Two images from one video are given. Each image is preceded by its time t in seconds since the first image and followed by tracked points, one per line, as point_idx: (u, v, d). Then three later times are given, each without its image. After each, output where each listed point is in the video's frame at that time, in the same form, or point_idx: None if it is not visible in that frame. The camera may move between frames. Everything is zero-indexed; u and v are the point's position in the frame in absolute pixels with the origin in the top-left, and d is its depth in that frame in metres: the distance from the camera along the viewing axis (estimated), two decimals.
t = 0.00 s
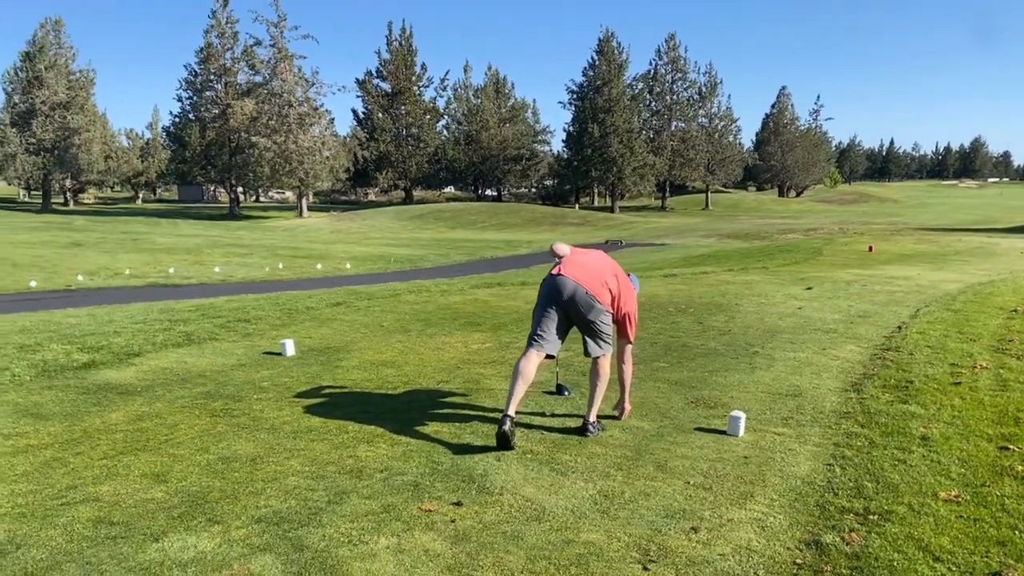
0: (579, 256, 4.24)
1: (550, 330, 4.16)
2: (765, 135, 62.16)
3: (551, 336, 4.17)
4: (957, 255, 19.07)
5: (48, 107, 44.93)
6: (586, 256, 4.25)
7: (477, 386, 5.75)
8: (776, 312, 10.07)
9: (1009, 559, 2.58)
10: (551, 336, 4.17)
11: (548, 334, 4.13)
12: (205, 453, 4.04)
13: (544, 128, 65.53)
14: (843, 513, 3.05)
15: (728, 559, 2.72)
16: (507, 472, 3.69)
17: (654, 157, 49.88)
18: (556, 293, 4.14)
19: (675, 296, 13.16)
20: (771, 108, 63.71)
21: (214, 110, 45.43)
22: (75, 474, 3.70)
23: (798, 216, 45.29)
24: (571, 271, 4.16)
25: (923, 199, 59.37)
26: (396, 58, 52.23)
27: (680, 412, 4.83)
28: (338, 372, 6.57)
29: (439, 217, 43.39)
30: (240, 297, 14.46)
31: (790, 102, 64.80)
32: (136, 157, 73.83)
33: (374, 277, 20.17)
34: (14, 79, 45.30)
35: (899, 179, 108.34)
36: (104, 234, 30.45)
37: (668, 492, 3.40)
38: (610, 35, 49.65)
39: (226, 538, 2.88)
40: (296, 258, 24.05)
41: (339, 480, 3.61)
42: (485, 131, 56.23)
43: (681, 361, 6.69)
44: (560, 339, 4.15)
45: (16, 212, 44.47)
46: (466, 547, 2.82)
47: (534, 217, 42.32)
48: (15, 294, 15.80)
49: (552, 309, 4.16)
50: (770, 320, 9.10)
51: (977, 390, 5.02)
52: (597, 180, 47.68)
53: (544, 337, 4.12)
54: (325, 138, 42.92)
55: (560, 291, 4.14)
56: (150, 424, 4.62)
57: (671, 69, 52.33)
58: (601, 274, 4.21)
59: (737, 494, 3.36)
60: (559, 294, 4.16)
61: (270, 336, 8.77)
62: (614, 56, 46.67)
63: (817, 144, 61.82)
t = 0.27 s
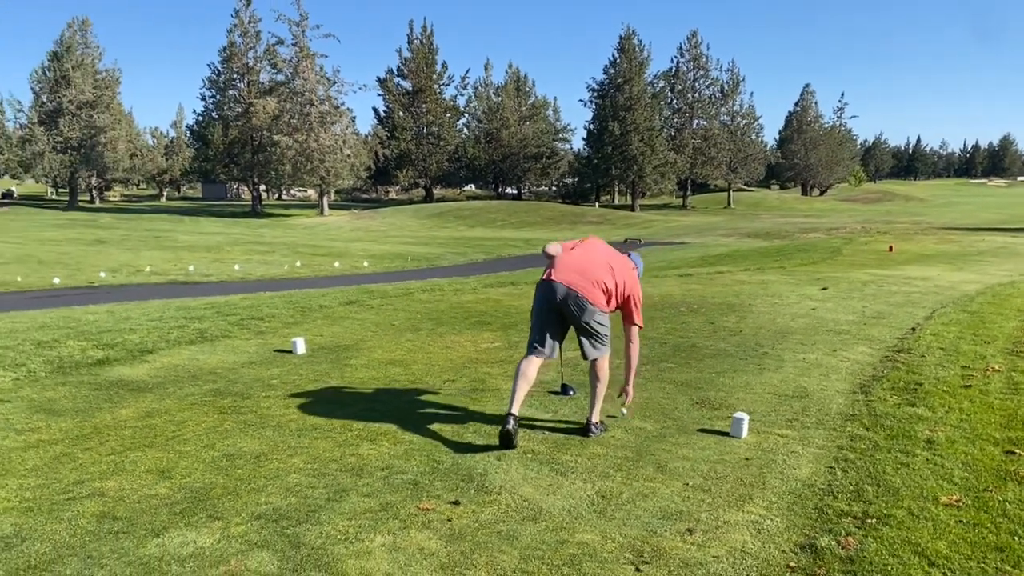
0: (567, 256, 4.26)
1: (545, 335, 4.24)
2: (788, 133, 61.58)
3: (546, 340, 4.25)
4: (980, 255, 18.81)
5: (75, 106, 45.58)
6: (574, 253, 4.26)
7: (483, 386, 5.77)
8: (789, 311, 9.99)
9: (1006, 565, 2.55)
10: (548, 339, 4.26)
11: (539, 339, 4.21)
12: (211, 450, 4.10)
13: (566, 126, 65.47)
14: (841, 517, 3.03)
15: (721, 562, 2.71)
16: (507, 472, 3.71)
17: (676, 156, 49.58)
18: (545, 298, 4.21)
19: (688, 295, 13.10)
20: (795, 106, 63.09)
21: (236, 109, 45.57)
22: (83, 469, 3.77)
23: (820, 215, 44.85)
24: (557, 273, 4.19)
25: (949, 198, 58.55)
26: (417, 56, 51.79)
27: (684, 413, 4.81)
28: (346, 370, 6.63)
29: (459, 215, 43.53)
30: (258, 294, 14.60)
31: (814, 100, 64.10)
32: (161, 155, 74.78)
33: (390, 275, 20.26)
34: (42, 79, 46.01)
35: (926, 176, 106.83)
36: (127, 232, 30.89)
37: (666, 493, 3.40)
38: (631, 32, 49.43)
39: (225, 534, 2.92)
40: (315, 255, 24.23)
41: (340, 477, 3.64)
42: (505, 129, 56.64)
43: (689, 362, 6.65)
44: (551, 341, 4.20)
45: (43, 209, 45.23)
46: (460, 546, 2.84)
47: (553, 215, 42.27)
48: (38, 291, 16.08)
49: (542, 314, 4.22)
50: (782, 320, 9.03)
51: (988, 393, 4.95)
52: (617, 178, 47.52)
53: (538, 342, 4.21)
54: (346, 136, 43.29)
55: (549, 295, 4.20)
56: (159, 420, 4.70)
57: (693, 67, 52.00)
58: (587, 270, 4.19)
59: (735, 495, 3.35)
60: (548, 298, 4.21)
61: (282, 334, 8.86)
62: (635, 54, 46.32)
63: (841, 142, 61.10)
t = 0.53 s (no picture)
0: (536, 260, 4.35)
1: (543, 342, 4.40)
2: (810, 130, 60.98)
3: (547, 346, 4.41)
4: (1002, 255, 18.52)
5: (99, 104, 46.21)
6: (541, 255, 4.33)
7: (487, 382, 5.78)
8: (801, 310, 9.88)
9: (1004, 570, 2.51)
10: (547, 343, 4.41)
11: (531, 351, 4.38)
12: (213, 444, 4.13)
13: (585, 124, 65.45)
14: (839, 517, 3.00)
15: (713, 560, 2.69)
16: (505, 468, 3.71)
17: (696, 153, 49.28)
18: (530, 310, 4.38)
19: (701, 294, 12.99)
20: (817, 103, 62.47)
21: (257, 107, 45.26)
22: (87, 461, 3.83)
23: (842, 213, 44.35)
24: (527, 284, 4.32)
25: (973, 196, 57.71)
26: (436, 53, 52.45)
27: (687, 411, 4.78)
28: (352, 365, 6.66)
29: (476, 213, 43.57)
30: (273, 291, 14.71)
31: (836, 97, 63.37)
32: (183, 152, 75.61)
33: (406, 272, 20.30)
34: (68, 77, 46.78)
35: (952, 175, 105.38)
36: (149, 228, 31.25)
37: (663, 491, 3.37)
38: (651, 28, 49.25)
39: (220, 527, 2.95)
40: (333, 252, 24.37)
41: (339, 472, 3.66)
42: (524, 126, 56.24)
43: (696, 361, 6.59)
44: (536, 348, 4.27)
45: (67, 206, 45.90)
46: (453, 543, 2.83)
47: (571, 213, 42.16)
48: (59, 286, 16.32)
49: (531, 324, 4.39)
50: (794, 319, 8.92)
51: (999, 394, 4.85)
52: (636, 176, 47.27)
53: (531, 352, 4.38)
54: (366, 134, 43.51)
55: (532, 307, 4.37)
56: (165, 414, 4.75)
57: (713, 64, 52.02)
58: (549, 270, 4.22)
59: (733, 494, 3.32)
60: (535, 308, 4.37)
61: (291, 330, 8.91)
62: (655, 51, 46.31)
63: (864, 139, 60.40)
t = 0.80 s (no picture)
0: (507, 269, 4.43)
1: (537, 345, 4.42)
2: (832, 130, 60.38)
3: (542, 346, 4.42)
4: None
5: (123, 105, 46.84)
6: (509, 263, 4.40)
7: (492, 384, 5.80)
8: (813, 311, 9.81)
9: None
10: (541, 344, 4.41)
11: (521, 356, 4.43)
12: (218, 443, 4.19)
13: (603, 123, 65.39)
14: (837, 522, 2.98)
15: (707, 564, 2.69)
16: (505, 469, 3.73)
17: (715, 153, 49.04)
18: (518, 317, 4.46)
19: (713, 295, 12.94)
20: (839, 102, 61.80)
21: (278, 107, 46.05)
22: (95, 459, 3.90)
23: (864, 213, 43.88)
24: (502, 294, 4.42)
25: (998, 196, 56.84)
26: (455, 53, 52.25)
27: (691, 414, 4.77)
28: (361, 365, 6.71)
29: (494, 212, 43.64)
30: (288, 290, 14.82)
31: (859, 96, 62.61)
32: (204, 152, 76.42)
33: (421, 272, 20.37)
34: (93, 78, 47.60)
35: (978, 173, 103.81)
36: (170, 228, 31.63)
37: (661, 494, 3.38)
38: (670, 28, 49.10)
39: (221, 525, 2.99)
40: (350, 252, 24.53)
41: (341, 472, 3.70)
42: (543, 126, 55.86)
43: (704, 362, 6.56)
44: (519, 359, 4.27)
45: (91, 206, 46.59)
46: (448, 543, 2.85)
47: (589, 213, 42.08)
48: (79, 285, 16.58)
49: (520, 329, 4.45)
50: (805, 321, 8.85)
51: (1007, 398, 4.80)
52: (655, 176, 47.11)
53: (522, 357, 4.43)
54: (385, 134, 43.71)
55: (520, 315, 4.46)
56: (173, 413, 4.82)
57: (733, 63, 51.92)
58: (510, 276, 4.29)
59: (731, 498, 3.32)
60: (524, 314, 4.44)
61: (302, 330, 9.00)
62: (674, 50, 45.95)
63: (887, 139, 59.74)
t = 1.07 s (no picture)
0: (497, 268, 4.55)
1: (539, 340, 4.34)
2: (854, 130, 59.75)
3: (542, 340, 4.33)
4: None
5: (146, 105, 47.44)
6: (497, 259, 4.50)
7: (501, 385, 5.84)
8: (827, 314, 9.74)
9: None
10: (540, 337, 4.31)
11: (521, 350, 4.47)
12: (228, 441, 4.26)
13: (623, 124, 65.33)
14: (837, 525, 2.99)
15: (705, 566, 2.71)
16: (510, 469, 3.76)
17: (735, 153, 48.76)
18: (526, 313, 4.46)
19: (727, 296, 12.87)
20: (861, 102, 61.15)
21: (298, 108, 46.00)
22: (109, 455, 3.99)
23: (886, 214, 43.41)
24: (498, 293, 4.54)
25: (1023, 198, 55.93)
26: (475, 55, 53.29)
27: (697, 416, 4.77)
28: (372, 365, 6.78)
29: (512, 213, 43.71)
30: (305, 290, 14.96)
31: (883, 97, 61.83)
32: (226, 152, 77.25)
33: (438, 272, 20.43)
34: (117, 79, 48.26)
35: (1005, 175, 102.12)
36: (192, 227, 32.06)
37: (663, 495, 3.40)
38: (690, 28, 48.95)
39: (228, 521, 3.05)
40: (368, 252, 24.69)
41: (347, 471, 3.75)
42: (561, 126, 55.93)
43: (713, 365, 6.54)
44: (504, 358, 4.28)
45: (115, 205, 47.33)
46: (450, 541, 2.89)
47: (607, 214, 41.97)
48: (101, 284, 16.86)
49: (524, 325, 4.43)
50: (817, 324, 8.78)
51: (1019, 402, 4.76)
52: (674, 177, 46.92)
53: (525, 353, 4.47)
54: (404, 134, 43.83)
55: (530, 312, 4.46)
56: (186, 412, 4.91)
57: (754, 63, 51.61)
58: (486, 274, 4.36)
59: (733, 500, 3.33)
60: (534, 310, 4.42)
61: (316, 330, 9.09)
62: (693, 50, 45.89)
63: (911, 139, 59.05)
